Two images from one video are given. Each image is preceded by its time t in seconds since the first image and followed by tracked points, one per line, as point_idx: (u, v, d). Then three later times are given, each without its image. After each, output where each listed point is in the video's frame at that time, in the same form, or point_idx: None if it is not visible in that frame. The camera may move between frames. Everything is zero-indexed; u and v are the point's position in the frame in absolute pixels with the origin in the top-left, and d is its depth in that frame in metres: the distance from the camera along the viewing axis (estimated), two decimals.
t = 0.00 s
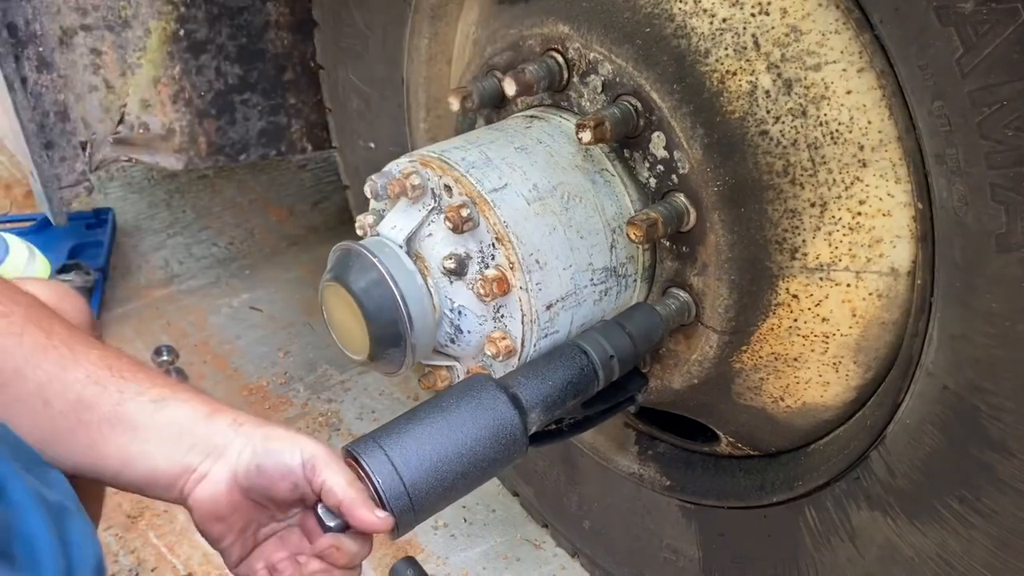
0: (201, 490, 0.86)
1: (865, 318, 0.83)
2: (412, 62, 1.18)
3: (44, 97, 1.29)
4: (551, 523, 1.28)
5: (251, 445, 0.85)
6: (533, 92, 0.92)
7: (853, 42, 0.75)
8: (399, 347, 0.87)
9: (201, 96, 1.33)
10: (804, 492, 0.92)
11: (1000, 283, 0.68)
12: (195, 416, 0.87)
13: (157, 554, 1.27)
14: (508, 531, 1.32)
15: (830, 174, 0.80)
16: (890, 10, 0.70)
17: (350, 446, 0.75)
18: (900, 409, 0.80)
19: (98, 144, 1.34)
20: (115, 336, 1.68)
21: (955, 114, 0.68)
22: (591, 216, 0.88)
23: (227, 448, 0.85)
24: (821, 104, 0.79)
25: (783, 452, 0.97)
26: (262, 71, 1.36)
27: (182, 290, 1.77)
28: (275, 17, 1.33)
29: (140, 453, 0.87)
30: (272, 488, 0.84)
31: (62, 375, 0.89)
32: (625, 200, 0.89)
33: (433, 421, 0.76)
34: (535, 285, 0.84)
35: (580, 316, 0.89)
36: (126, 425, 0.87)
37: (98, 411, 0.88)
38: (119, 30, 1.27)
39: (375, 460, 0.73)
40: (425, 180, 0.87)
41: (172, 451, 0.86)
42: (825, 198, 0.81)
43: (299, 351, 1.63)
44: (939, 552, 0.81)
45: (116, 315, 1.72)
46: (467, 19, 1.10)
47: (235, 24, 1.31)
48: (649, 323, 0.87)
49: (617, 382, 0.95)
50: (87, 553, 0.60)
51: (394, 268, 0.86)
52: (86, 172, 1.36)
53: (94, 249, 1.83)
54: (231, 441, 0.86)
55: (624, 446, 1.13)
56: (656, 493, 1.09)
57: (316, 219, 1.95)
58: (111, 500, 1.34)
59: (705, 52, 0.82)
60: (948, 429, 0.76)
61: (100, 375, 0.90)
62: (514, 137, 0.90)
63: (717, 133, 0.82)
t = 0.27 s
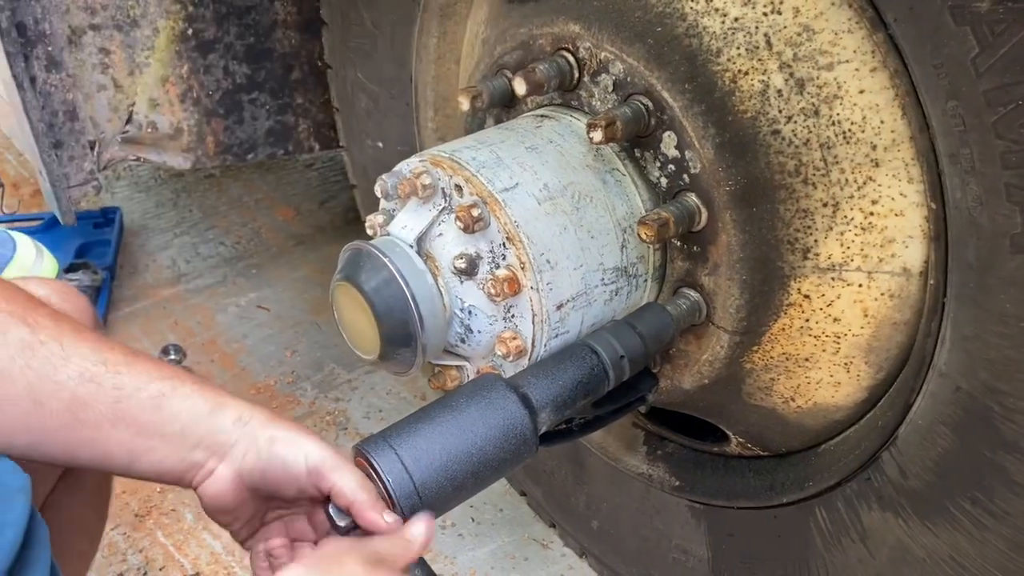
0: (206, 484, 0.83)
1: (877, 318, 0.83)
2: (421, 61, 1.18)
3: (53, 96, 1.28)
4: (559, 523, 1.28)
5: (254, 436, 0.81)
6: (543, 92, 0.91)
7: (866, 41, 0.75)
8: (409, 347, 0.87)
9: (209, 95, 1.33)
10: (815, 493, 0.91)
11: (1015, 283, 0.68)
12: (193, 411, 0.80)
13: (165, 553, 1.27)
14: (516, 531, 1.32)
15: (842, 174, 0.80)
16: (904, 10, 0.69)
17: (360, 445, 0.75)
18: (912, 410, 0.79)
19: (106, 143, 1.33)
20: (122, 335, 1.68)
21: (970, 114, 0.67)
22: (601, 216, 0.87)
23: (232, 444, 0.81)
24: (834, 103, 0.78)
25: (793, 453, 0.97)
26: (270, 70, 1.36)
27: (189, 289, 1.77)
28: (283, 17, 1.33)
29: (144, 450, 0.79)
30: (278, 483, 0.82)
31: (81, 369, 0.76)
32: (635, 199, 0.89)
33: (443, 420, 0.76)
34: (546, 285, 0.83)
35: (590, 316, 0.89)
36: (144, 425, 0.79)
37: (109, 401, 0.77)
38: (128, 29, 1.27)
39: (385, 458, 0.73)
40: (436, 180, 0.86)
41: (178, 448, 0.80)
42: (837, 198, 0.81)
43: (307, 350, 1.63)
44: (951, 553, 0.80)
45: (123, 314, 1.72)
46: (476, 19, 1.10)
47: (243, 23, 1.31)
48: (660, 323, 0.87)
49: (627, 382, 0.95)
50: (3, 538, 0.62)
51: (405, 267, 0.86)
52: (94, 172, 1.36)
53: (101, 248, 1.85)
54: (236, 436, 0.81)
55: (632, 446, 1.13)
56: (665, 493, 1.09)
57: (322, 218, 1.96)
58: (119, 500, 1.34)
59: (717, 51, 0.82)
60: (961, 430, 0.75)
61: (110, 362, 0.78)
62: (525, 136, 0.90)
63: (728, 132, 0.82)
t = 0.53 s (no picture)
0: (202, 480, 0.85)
1: (881, 318, 0.83)
2: (425, 61, 1.18)
3: (57, 95, 1.27)
4: (562, 523, 1.28)
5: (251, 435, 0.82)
6: (547, 91, 0.91)
7: (870, 41, 0.75)
8: (413, 347, 0.87)
9: (213, 95, 1.33)
10: (819, 493, 0.91)
11: (1020, 283, 0.68)
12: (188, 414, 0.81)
13: (169, 552, 1.27)
14: (519, 531, 1.32)
15: (847, 173, 0.80)
16: (909, 9, 0.69)
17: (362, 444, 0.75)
18: (917, 410, 0.79)
19: (110, 142, 1.33)
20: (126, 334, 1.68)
21: (976, 113, 0.67)
22: (605, 215, 0.87)
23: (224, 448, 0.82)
24: (839, 103, 0.78)
25: (797, 453, 0.96)
26: (274, 69, 1.37)
27: (193, 289, 1.78)
28: (287, 16, 1.34)
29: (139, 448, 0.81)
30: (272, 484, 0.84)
31: (66, 373, 0.77)
32: (639, 199, 0.89)
33: (446, 420, 0.76)
34: (550, 285, 0.83)
35: (594, 316, 0.88)
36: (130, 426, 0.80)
37: (96, 403, 0.78)
38: (132, 29, 1.27)
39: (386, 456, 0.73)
40: (439, 180, 0.86)
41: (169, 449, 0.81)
42: (842, 197, 0.81)
43: (310, 349, 1.63)
44: (956, 553, 0.80)
45: (128, 314, 1.72)
46: (479, 19, 1.10)
47: (247, 23, 1.32)
48: (664, 323, 0.87)
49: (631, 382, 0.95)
50: None
51: (408, 267, 0.86)
52: (98, 171, 1.35)
53: (105, 247, 1.85)
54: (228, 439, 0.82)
55: (636, 446, 1.13)
56: (669, 493, 1.09)
57: (326, 218, 1.96)
58: (123, 499, 1.35)
59: (722, 50, 0.82)
60: (966, 430, 0.75)
61: (94, 363, 0.79)
62: (528, 136, 0.90)
63: (733, 131, 0.82)
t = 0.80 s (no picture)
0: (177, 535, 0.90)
1: (883, 313, 0.82)
2: (426, 56, 1.18)
3: (57, 92, 1.27)
4: (563, 519, 1.28)
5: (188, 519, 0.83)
6: (547, 85, 0.91)
7: (872, 33, 0.74)
8: (413, 342, 0.86)
9: (213, 91, 1.33)
10: (820, 489, 0.91)
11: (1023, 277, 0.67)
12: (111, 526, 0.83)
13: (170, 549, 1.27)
14: (521, 527, 1.32)
15: (849, 167, 0.79)
16: (911, 1, 0.69)
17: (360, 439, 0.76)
18: (919, 405, 0.79)
19: (110, 139, 1.33)
20: (128, 331, 1.68)
21: (978, 106, 0.67)
22: (606, 210, 0.87)
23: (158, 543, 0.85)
24: (840, 96, 0.78)
25: (799, 449, 0.96)
26: (275, 66, 1.36)
27: (194, 286, 1.78)
28: (287, 12, 1.34)
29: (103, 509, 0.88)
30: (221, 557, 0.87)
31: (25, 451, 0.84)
32: (640, 194, 0.88)
33: (445, 414, 0.76)
34: (550, 279, 0.83)
35: (594, 311, 0.88)
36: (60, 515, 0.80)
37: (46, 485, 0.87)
38: (132, 25, 1.26)
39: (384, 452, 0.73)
40: (439, 174, 0.86)
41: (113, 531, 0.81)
42: (844, 191, 0.80)
43: (312, 346, 1.63)
44: (958, 549, 0.80)
45: (129, 311, 1.72)
46: (480, 13, 1.10)
47: (248, 19, 1.31)
48: (665, 319, 0.87)
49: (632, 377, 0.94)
50: None
51: (408, 262, 0.85)
52: (99, 168, 1.35)
53: (107, 244, 1.85)
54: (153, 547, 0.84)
55: (638, 442, 1.12)
56: (670, 489, 1.09)
57: (327, 215, 1.95)
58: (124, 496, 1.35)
59: (722, 44, 0.82)
60: (968, 425, 0.75)
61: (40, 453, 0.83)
62: (529, 130, 0.89)
63: (734, 125, 0.82)
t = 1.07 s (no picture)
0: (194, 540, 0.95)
1: (884, 314, 0.82)
2: (427, 57, 1.18)
3: (60, 92, 1.26)
4: (565, 519, 1.28)
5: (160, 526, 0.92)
6: (549, 86, 0.91)
7: (873, 34, 0.74)
8: (414, 343, 0.87)
9: (216, 92, 1.34)
10: (821, 489, 0.91)
11: None
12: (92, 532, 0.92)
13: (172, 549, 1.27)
14: (522, 527, 1.32)
15: (850, 168, 0.79)
16: (912, 2, 0.69)
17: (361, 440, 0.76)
18: (920, 405, 0.79)
19: (113, 140, 1.32)
20: (131, 331, 1.69)
21: (979, 107, 0.67)
22: (607, 211, 0.87)
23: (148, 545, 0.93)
24: (841, 97, 0.78)
25: (801, 449, 0.96)
26: (277, 66, 1.37)
27: (196, 286, 1.78)
28: (290, 12, 1.35)
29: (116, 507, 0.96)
30: None
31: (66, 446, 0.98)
32: (641, 194, 0.88)
33: (447, 415, 0.76)
34: (551, 280, 0.83)
35: (595, 312, 0.88)
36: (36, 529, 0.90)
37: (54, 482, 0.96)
38: (134, 26, 1.26)
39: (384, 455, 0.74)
40: (440, 175, 0.86)
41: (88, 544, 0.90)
42: (845, 192, 0.80)
43: (314, 347, 1.63)
44: (959, 550, 0.80)
45: (132, 311, 1.73)
46: (481, 14, 1.10)
47: (249, 20, 1.32)
48: (666, 320, 0.87)
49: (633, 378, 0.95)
50: None
51: (409, 263, 0.85)
52: (101, 169, 1.35)
53: (110, 244, 1.86)
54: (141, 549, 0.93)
55: (639, 442, 1.13)
56: (671, 489, 1.09)
57: (329, 215, 1.96)
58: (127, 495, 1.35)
59: (723, 45, 0.82)
60: (969, 426, 0.75)
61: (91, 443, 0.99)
62: (530, 132, 0.90)
63: (735, 126, 0.82)
